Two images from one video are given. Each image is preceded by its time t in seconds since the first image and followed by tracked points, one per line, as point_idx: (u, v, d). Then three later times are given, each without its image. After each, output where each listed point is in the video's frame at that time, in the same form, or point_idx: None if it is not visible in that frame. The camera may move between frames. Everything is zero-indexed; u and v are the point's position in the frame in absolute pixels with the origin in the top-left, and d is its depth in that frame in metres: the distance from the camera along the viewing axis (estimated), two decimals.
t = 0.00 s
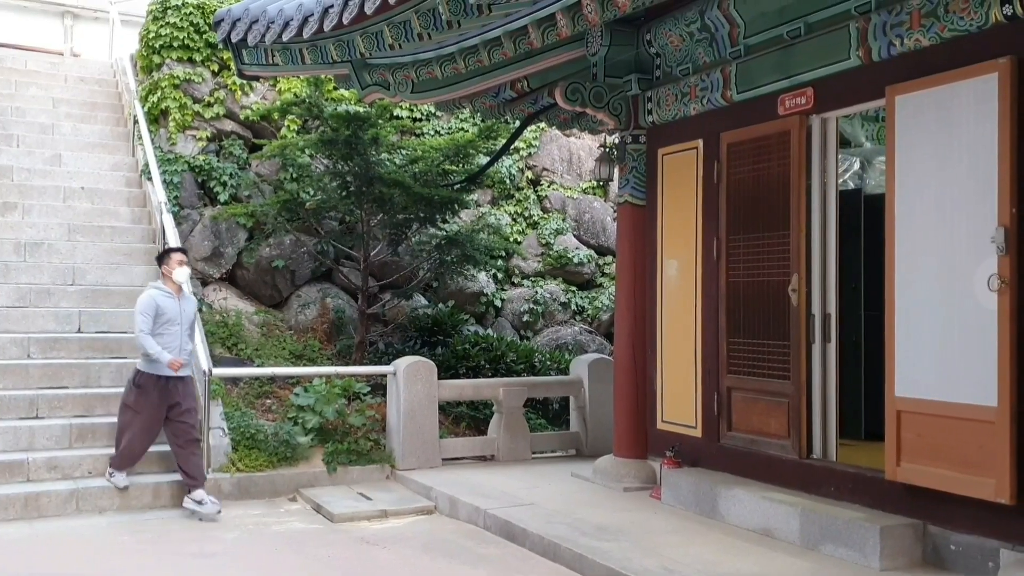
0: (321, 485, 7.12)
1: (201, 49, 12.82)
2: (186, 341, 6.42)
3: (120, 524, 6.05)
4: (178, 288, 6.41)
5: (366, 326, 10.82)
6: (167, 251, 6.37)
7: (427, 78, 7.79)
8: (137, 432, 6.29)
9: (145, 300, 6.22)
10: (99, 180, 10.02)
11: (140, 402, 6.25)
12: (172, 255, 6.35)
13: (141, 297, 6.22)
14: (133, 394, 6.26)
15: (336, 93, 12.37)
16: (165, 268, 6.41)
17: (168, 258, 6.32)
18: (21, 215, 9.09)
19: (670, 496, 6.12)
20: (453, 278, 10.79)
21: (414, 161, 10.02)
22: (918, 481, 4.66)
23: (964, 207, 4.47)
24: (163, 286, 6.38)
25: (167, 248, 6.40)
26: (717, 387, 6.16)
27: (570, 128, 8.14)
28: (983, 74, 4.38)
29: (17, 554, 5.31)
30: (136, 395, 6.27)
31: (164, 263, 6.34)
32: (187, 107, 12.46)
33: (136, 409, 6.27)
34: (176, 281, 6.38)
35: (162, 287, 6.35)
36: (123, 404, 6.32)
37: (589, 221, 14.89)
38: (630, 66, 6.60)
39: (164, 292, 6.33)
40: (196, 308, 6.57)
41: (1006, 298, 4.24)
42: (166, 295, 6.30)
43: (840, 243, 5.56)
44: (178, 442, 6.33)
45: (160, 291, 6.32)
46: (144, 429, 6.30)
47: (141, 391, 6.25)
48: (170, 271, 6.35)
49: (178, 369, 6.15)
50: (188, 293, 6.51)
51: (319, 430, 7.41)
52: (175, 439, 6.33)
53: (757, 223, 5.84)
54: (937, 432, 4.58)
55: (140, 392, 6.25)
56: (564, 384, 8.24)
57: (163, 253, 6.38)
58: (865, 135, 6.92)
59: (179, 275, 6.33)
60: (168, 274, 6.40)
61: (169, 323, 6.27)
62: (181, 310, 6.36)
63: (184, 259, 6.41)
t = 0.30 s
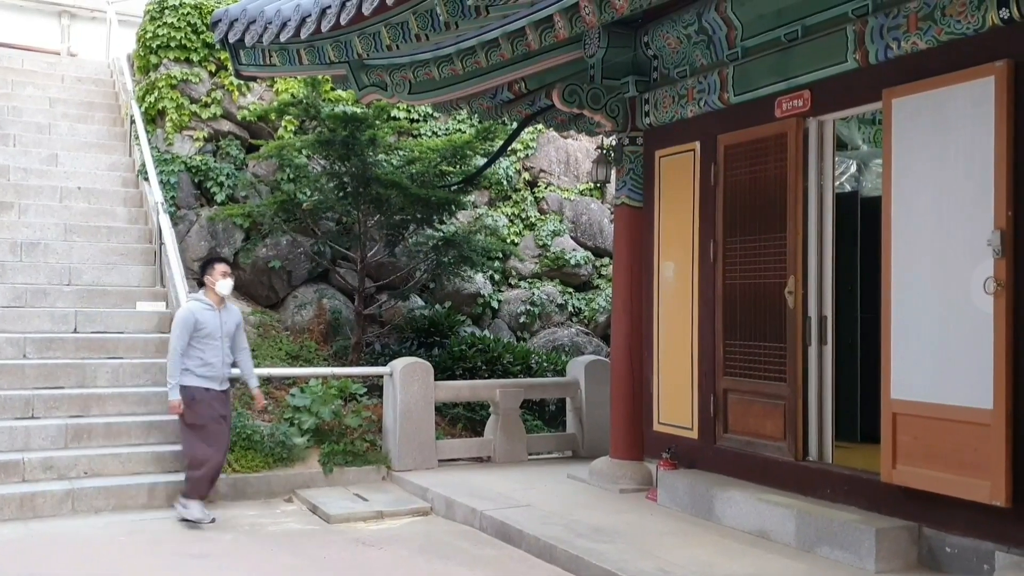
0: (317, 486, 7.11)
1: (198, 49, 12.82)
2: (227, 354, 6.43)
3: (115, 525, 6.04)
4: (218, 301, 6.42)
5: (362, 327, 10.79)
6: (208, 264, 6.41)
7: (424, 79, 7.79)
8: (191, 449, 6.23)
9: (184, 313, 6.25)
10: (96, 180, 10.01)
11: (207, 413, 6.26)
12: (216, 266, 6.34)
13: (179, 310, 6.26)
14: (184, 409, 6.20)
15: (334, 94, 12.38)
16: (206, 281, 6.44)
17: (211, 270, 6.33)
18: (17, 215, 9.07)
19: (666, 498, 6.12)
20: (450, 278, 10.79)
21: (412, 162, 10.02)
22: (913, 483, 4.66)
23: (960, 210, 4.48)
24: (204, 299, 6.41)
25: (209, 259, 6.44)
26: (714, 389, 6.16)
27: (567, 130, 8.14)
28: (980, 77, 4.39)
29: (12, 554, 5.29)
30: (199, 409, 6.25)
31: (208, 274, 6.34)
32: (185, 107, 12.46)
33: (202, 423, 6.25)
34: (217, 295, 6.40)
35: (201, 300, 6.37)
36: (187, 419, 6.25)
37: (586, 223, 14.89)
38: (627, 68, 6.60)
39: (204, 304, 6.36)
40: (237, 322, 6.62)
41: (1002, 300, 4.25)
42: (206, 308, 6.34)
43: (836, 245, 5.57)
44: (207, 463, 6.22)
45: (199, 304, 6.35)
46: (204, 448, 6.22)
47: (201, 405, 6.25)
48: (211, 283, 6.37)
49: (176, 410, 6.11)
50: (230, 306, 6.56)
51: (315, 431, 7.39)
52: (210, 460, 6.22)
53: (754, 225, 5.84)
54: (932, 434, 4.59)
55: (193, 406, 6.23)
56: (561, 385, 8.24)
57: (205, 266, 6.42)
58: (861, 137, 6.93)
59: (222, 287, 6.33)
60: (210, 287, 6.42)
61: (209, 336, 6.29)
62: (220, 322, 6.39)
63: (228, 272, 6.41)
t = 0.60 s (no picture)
0: (314, 485, 7.11)
1: (196, 47, 12.81)
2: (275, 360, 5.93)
3: (113, 523, 6.03)
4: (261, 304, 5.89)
5: (360, 326, 10.77)
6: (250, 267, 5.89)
7: (423, 78, 7.78)
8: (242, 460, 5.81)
9: (227, 318, 5.76)
10: (94, 178, 9.99)
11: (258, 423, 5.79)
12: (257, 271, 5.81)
13: (222, 316, 5.76)
14: (235, 419, 5.76)
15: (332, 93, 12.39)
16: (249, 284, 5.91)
17: (253, 273, 5.81)
18: (15, 212, 9.05)
19: (663, 497, 6.12)
20: (448, 278, 10.77)
21: (410, 161, 10.02)
22: (911, 483, 4.66)
23: (957, 211, 4.48)
24: (248, 303, 5.88)
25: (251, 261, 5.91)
26: (711, 388, 6.16)
27: (566, 129, 8.14)
28: (978, 77, 4.39)
29: (9, 552, 5.28)
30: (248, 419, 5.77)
31: (250, 278, 5.82)
32: (183, 105, 12.43)
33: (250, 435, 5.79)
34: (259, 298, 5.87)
35: (244, 304, 5.86)
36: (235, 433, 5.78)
37: (585, 222, 14.87)
38: (625, 67, 6.62)
39: (248, 310, 5.84)
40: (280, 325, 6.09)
41: (999, 301, 4.25)
42: (251, 313, 5.81)
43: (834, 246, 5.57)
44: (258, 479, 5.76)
45: (242, 308, 5.84)
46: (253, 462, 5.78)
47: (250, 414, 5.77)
48: (254, 287, 5.84)
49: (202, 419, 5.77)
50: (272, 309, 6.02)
51: (313, 430, 7.37)
52: (257, 475, 5.76)
53: (752, 225, 5.85)
54: (930, 434, 4.59)
55: (244, 415, 5.76)
56: (558, 384, 8.24)
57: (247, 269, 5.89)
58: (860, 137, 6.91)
59: (263, 291, 5.81)
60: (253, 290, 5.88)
61: (257, 343, 5.79)
62: (266, 328, 5.87)
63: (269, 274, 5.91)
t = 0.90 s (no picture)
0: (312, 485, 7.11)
1: (195, 47, 12.81)
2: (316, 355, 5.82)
3: (110, 522, 6.03)
4: (306, 296, 5.77)
5: (358, 326, 10.79)
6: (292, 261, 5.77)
7: (421, 78, 7.78)
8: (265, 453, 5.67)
9: (281, 312, 5.58)
10: (92, 177, 9.98)
11: (284, 426, 5.64)
12: (301, 263, 5.76)
13: (274, 309, 5.55)
14: (271, 415, 5.63)
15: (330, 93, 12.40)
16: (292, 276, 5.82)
17: (298, 264, 5.75)
18: (12, 212, 9.04)
19: (661, 498, 6.12)
20: (446, 278, 10.76)
21: (408, 161, 10.02)
22: (908, 484, 4.67)
23: (956, 213, 4.48)
24: (293, 295, 5.73)
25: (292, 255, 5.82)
26: (709, 389, 6.16)
27: (564, 129, 8.14)
28: (976, 79, 4.39)
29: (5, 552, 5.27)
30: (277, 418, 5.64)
31: (295, 270, 5.76)
32: (181, 105, 12.42)
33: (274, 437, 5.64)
34: (305, 291, 5.76)
35: (290, 296, 5.68)
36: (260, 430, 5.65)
37: (583, 223, 14.88)
38: (624, 68, 6.62)
39: (296, 302, 5.69)
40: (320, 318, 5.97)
41: (997, 302, 4.25)
42: (300, 306, 5.67)
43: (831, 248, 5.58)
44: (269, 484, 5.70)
45: (292, 301, 5.66)
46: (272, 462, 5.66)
47: (283, 413, 5.64)
48: (301, 279, 5.71)
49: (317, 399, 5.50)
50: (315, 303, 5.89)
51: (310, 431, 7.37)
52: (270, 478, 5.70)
53: (750, 226, 5.85)
54: (928, 435, 4.59)
55: (278, 413, 5.63)
56: (557, 385, 8.23)
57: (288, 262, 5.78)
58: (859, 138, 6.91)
59: (311, 283, 5.70)
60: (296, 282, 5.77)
61: (304, 337, 5.67)
62: (312, 321, 5.75)
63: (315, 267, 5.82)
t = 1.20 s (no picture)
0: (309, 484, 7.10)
1: (192, 45, 12.79)
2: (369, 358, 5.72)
3: (107, 521, 6.02)
4: (359, 298, 5.66)
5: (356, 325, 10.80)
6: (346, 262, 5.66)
7: (419, 77, 7.78)
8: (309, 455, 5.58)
9: (340, 313, 5.48)
10: (89, 176, 9.97)
11: (332, 433, 5.53)
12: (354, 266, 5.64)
13: (330, 312, 5.45)
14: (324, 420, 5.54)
15: (328, 92, 12.39)
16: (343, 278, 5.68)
17: (351, 267, 5.62)
18: (10, 210, 9.03)
19: (658, 497, 6.12)
20: (443, 278, 10.75)
21: (406, 160, 10.01)
22: (906, 484, 4.67)
23: (954, 213, 4.48)
24: (346, 296, 5.62)
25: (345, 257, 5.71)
26: (707, 389, 6.16)
27: (562, 129, 8.13)
28: (974, 79, 4.39)
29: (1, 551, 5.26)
30: (328, 424, 5.56)
31: (347, 272, 5.63)
32: (179, 104, 12.41)
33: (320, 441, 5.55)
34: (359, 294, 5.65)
35: (345, 297, 5.59)
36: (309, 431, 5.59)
37: (581, 222, 14.88)
38: (622, 68, 6.62)
39: (351, 305, 5.59)
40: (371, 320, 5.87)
41: (994, 302, 4.25)
42: (355, 309, 5.57)
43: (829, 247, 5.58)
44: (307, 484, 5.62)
45: (348, 302, 5.57)
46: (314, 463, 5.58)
47: (335, 418, 5.54)
48: (354, 281, 5.61)
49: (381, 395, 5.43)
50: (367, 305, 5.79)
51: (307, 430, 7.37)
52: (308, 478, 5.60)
53: (747, 225, 5.85)
54: (925, 435, 4.59)
55: (331, 419, 5.55)
56: (554, 384, 8.23)
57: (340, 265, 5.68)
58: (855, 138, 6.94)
59: (365, 286, 5.60)
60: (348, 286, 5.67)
61: (359, 340, 5.57)
62: (367, 324, 5.65)
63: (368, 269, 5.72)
